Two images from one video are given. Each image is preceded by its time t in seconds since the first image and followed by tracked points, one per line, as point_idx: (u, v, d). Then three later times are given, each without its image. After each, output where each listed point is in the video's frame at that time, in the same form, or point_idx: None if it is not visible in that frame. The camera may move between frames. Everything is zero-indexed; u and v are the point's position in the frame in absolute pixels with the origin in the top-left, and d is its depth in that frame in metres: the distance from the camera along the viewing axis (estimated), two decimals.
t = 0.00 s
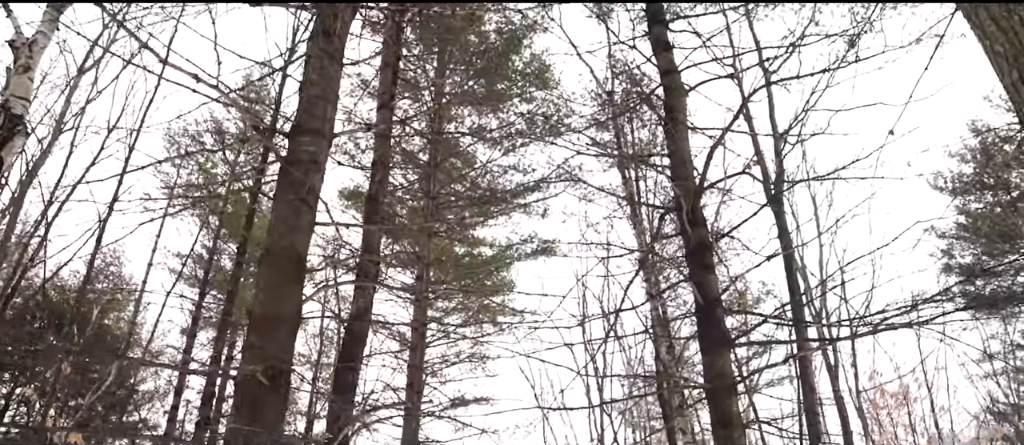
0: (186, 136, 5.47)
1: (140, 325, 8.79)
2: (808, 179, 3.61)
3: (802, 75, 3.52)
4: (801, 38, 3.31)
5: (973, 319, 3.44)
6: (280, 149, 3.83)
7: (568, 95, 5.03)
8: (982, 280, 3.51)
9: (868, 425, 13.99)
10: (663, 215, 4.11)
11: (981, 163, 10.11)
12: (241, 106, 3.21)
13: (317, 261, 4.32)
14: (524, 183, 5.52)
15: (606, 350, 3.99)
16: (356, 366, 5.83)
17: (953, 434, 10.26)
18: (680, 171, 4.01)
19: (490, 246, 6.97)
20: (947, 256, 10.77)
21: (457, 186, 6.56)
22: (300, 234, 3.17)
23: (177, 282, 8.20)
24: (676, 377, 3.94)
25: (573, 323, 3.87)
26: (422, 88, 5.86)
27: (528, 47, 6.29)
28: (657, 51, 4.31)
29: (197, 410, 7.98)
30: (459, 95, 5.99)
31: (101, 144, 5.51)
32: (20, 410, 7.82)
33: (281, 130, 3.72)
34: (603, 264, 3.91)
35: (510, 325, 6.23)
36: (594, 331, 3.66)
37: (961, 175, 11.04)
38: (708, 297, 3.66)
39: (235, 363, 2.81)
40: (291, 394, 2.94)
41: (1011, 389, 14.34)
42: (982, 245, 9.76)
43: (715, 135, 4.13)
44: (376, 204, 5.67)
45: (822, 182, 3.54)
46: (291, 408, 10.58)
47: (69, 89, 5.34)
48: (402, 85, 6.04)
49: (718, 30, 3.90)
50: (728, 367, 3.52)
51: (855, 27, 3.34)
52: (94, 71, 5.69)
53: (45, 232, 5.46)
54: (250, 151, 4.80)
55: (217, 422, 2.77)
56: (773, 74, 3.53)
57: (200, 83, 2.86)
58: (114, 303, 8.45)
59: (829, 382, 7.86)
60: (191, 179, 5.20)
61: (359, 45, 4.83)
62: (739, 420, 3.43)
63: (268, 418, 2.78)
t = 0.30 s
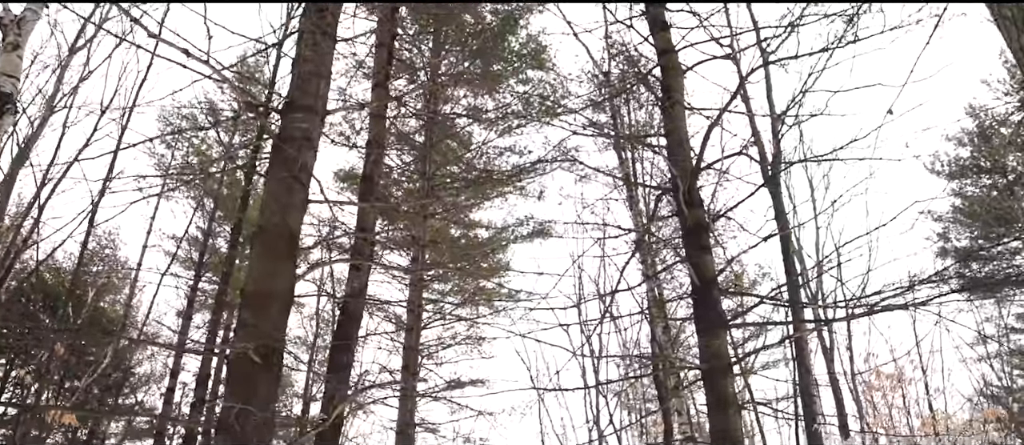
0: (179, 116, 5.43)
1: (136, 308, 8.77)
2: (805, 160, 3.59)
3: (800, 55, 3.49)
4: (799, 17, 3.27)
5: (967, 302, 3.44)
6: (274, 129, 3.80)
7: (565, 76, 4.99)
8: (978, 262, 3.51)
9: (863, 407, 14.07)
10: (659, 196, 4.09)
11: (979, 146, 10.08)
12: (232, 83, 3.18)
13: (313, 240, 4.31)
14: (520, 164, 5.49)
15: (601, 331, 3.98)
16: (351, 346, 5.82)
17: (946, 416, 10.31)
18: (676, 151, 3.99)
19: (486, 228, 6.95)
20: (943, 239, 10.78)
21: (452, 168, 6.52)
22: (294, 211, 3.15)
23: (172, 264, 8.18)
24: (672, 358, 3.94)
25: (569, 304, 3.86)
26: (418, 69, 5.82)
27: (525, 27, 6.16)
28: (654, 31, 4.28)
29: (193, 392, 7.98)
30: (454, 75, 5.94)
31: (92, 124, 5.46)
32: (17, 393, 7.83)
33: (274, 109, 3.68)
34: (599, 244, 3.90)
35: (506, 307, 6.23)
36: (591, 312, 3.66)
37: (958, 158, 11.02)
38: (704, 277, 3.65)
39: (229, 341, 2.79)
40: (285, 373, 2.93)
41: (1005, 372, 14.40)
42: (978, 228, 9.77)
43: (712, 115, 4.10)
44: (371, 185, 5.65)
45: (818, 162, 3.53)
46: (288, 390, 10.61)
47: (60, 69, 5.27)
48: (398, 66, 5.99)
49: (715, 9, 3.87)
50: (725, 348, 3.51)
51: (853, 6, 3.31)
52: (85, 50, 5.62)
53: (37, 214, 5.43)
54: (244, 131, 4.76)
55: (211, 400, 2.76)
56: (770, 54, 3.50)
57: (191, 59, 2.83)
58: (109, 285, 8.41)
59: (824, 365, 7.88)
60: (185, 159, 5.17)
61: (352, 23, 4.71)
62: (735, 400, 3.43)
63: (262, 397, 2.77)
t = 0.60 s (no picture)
0: (174, 100, 5.38)
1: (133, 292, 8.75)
2: (804, 142, 3.57)
3: (801, 36, 3.46)
4: None
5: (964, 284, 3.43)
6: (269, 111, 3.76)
7: (563, 58, 4.96)
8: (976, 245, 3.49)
9: (861, 391, 14.11)
10: (657, 178, 4.07)
11: (978, 130, 10.04)
12: (225, 63, 3.15)
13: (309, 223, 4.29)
14: (518, 147, 5.46)
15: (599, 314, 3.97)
16: (349, 328, 5.81)
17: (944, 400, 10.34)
18: (675, 133, 3.96)
19: (484, 212, 6.93)
20: (942, 224, 10.76)
21: (450, 152, 6.50)
22: (287, 191, 3.12)
23: (169, 249, 8.15)
24: (670, 340, 3.93)
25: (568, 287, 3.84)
26: (414, 52, 5.77)
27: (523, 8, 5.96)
28: (653, 13, 4.24)
29: (191, 377, 7.98)
30: (452, 59, 5.90)
31: (87, 108, 5.42)
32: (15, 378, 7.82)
33: (270, 91, 3.65)
34: (597, 226, 3.88)
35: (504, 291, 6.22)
36: (589, 295, 3.64)
37: (958, 143, 10.98)
38: (702, 259, 3.64)
39: (223, 321, 2.77)
40: (279, 354, 2.91)
41: (1002, 356, 14.44)
42: (977, 213, 9.75)
43: (711, 97, 4.07)
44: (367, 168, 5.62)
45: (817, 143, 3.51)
46: (287, 375, 10.61)
47: (53, 52, 5.22)
48: (394, 49, 5.94)
49: None
50: (723, 330, 3.50)
51: None
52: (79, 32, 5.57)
53: (32, 198, 5.39)
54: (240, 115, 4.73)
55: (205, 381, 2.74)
56: (771, 35, 3.47)
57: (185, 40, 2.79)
58: (105, 270, 8.39)
59: (822, 348, 7.89)
60: (180, 142, 5.13)
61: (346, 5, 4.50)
62: (734, 382, 3.42)
63: (255, 378, 2.76)
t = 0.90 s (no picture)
0: (171, 85, 5.35)
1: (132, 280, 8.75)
2: (805, 126, 3.55)
3: (802, 19, 3.43)
4: None
5: (964, 269, 3.43)
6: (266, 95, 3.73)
7: (563, 42, 4.92)
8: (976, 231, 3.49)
9: (860, 377, 14.14)
10: (657, 162, 4.05)
11: (980, 116, 10.00)
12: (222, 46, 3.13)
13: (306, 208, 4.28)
14: (517, 133, 5.44)
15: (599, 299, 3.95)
16: (348, 314, 5.81)
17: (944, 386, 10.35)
18: (675, 116, 3.94)
19: (484, 199, 6.91)
20: (943, 210, 10.74)
21: (449, 138, 6.47)
22: (284, 173, 3.10)
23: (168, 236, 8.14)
24: (670, 326, 3.92)
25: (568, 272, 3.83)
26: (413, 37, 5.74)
27: None
28: None
29: (191, 364, 7.98)
30: (451, 44, 5.86)
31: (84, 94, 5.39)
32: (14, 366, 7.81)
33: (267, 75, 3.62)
34: (597, 211, 3.86)
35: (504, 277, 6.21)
36: (590, 281, 3.63)
37: (959, 129, 10.94)
38: (703, 244, 3.62)
39: (220, 305, 2.76)
40: (276, 338, 2.91)
41: (1002, 343, 14.44)
42: (977, 199, 9.73)
43: (711, 80, 4.04)
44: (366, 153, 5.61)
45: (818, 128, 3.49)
46: (287, 362, 10.62)
47: (49, 37, 5.18)
48: (393, 33, 5.90)
49: None
50: (723, 315, 3.48)
51: None
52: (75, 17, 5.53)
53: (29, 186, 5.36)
54: (238, 100, 4.70)
55: (203, 366, 2.74)
56: (772, 18, 3.44)
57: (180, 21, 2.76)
58: (105, 257, 8.38)
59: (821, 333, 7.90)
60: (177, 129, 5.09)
61: None
62: (734, 366, 3.41)
63: (252, 363, 2.75)
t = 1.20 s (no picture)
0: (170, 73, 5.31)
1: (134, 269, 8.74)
2: (808, 111, 3.52)
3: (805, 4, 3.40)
4: None
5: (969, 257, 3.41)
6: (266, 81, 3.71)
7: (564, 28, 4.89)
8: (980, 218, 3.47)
9: (861, 365, 14.13)
10: (659, 148, 4.02)
11: (983, 103, 9.94)
12: (221, 31, 3.12)
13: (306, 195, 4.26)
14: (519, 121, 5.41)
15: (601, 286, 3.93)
16: (349, 302, 5.79)
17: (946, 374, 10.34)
18: (677, 102, 3.91)
19: (485, 187, 6.89)
20: (946, 197, 10.70)
21: (450, 126, 6.44)
22: (283, 158, 3.08)
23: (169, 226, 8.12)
24: (672, 313, 3.90)
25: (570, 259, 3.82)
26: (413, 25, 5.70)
27: None
28: None
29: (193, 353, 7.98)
30: (452, 31, 5.82)
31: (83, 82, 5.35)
32: (17, 355, 7.82)
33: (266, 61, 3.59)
34: (599, 198, 3.84)
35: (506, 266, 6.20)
36: (591, 268, 3.62)
37: (963, 115, 10.89)
38: (705, 230, 3.59)
39: (219, 291, 2.74)
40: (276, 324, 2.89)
41: (1003, 330, 14.43)
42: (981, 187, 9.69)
43: (714, 66, 4.01)
44: (366, 140, 5.59)
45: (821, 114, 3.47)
46: (289, 351, 10.63)
47: (48, 25, 5.15)
48: (393, 20, 5.86)
49: None
50: (726, 302, 3.47)
51: None
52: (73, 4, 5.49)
53: (30, 175, 5.35)
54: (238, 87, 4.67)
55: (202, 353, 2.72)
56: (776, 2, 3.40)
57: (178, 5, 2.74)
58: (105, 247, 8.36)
59: (824, 321, 7.89)
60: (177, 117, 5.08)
61: None
62: (737, 353, 3.39)
63: (252, 349, 2.74)
